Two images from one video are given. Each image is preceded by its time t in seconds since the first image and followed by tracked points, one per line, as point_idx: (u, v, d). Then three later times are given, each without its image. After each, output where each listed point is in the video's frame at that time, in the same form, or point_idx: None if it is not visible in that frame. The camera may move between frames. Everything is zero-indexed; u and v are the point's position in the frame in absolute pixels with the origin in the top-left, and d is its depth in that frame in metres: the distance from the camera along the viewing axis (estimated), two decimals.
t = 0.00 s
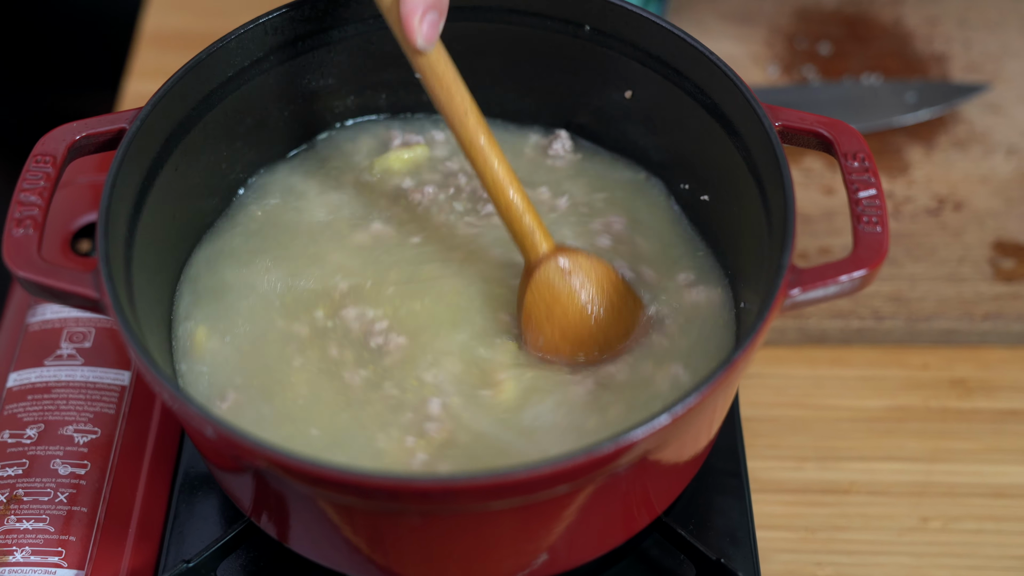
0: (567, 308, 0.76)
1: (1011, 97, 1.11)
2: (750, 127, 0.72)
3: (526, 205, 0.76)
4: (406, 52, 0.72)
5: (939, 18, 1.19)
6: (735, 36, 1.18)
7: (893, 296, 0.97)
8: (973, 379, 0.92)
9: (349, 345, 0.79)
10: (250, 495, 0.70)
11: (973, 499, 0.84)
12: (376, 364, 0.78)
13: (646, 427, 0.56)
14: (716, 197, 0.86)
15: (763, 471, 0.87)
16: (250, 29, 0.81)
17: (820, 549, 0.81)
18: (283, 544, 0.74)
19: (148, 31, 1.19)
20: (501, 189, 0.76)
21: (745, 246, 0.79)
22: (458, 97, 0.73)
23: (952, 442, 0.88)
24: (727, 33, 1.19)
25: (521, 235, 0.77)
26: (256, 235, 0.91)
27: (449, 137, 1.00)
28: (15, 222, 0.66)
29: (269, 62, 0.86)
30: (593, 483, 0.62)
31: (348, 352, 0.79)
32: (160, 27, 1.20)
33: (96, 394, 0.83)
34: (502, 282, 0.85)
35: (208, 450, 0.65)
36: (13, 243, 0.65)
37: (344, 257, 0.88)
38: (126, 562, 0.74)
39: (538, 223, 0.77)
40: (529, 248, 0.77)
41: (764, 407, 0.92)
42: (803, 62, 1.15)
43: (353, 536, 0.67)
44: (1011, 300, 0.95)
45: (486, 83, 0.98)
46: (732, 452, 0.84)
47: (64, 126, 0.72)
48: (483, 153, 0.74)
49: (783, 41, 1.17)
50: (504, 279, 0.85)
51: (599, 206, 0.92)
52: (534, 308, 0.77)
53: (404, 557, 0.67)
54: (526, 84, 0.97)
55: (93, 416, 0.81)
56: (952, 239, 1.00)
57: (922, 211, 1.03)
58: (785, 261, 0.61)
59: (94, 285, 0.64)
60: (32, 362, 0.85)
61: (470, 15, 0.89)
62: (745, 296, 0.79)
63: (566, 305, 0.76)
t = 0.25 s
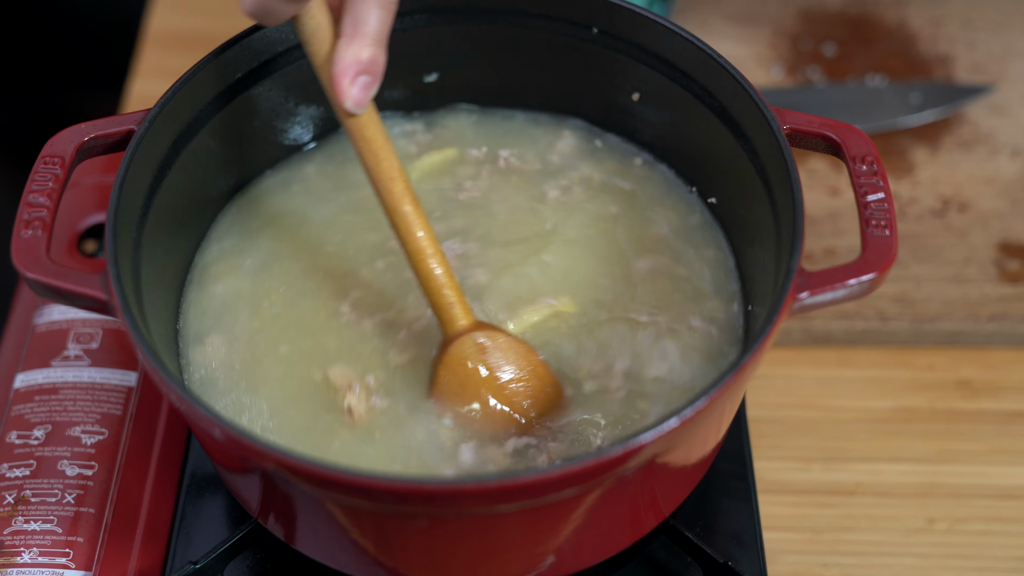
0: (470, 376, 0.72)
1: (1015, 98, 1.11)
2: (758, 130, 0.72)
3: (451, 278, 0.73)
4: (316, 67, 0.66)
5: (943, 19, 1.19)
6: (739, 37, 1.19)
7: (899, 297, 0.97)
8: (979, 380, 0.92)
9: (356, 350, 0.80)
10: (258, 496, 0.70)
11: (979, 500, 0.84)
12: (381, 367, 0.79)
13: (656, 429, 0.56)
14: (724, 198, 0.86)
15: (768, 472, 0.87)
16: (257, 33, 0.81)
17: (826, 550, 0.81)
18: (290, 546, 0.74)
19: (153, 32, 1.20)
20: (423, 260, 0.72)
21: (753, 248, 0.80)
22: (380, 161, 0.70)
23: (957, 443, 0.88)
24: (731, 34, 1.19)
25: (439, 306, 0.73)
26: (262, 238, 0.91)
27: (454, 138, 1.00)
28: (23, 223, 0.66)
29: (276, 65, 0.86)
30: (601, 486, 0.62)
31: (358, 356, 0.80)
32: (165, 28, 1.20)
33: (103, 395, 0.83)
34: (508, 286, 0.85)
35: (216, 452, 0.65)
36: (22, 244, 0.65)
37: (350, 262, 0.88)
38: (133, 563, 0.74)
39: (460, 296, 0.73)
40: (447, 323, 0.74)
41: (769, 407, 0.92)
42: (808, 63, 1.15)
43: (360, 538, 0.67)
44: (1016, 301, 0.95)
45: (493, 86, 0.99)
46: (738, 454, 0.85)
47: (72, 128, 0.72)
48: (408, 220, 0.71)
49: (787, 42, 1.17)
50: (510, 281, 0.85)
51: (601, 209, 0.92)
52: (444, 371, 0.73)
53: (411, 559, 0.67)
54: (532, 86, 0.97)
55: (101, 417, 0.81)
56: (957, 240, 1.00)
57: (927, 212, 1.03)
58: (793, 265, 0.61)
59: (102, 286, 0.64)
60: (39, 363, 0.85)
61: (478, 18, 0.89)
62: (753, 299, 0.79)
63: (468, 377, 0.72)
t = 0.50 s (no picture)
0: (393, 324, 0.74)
1: None
2: (772, 131, 0.72)
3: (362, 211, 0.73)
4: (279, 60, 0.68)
5: (954, 20, 1.19)
6: (749, 38, 1.18)
7: (910, 299, 0.96)
8: (991, 382, 0.92)
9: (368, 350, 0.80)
10: (270, 497, 0.70)
11: (992, 503, 0.84)
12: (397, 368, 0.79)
13: (671, 431, 0.56)
14: (736, 200, 0.86)
15: (780, 474, 0.87)
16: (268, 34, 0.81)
17: (838, 552, 0.81)
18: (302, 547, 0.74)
19: (162, 33, 1.20)
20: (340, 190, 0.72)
21: (766, 250, 0.79)
22: (314, 100, 0.70)
23: (970, 445, 0.88)
24: (741, 35, 1.19)
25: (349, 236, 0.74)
26: (273, 240, 0.91)
27: (465, 139, 1.00)
28: (38, 224, 0.66)
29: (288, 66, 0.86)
30: (615, 488, 0.62)
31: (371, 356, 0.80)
32: (174, 29, 1.20)
33: (115, 395, 0.83)
34: (521, 287, 0.85)
35: (228, 452, 0.65)
36: (36, 245, 0.65)
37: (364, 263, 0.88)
38: (146, 563, 0.74)
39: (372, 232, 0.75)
40: (358, 259, 0.75)
41: (780, 409, 0.91)
42: (818, 64, 1.15)
43: (373, 539, 0.67)
44: None
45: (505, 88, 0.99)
46: (750, 455, 0.84)
47: (86, 128, 0.72)
48: (333, 153, 0.71)
49: (797, 43, 1.17)
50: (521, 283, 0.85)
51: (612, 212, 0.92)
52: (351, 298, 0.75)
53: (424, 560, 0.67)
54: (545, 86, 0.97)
55: (113, 418, 0.81)
56: (968, 242, 1.00)
57: (937, 214, 1.03)
58: (808, 267, 0.61)
59: (116, 286, 0.64)
60: (51, 363, 0.85)
61: (491, 18, 0.89)
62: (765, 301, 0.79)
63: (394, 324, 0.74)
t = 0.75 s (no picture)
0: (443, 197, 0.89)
1: None
2: (783, 130, 0.71)
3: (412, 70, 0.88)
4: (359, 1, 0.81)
5: (962, 21, 1.19)
6: (757, 38, 1.18)
7: (919, 299, 0.96)
8: (1000, 383, 0.92)
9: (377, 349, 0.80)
10: (279, 496, 0.70)
11: (1001, 503, 0.84)
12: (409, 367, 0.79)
13: (683, 431, 0.56)
14: (747, 199, 0.85)
15: (788, 475, 0.87)
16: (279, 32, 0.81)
17: (847, 553, 0.81)
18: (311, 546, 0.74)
19: (170, 33, 1.20)
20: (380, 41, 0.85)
21: (777, 250, 0.79)
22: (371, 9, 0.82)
23: (979, 446, 0.88)
24: (749, 35, 1.19)
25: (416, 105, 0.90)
26: (281, 240, 0.91)
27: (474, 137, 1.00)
28: (48, 223, 0.66)
29: (298, 64, 0.86)
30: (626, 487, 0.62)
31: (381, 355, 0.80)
32: (181, 28, 1.20)
33: (124, 394, 0.83)
34: (530, 286, 0.85)
35: (238, 451, 0.65)
36: (47, 244, 0.65)
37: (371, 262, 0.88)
38: (155, 563, 0.74)
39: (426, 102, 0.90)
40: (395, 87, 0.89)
41: (789, 409, 0.91)
42: (826, 64, 1.15)
43: (382, 539, 0.67)
44: None
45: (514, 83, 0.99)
46: (758, 456, 0.84)
47: (96, 127, 0.72)
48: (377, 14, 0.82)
49: (805, 43, 1.17)
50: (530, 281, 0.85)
51: (621, 213, 0.92)
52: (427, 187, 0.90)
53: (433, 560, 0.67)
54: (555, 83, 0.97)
55: (121, 417, 0.81)
56: (977, 243, 1.00)
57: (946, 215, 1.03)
58: (820, 266, 0.61)
59: (127, 285, 0.64)
60: (60, 363, 0.85)
61: (501, 17, 0.89)
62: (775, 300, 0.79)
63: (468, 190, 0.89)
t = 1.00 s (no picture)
0: (616, 198, 0.87)
1: None
2: (783, 133, 0.72)
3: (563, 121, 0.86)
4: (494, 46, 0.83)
5: (963, 22, 1.19)
6: (758, 39, 1.18)
7: (920, 300, 0.96)
8: (1001, 384, 0.92)
9: (379, 351, 0.80)
10: (281, 498, 0.70)
11: (1003, 505, 0.84)
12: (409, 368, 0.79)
13: (684, 433, 0.56)
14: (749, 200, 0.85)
15: (789, 476, 0.87)
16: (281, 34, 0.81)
17: (848, 554, 0.81)
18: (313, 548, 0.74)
19: (172, 34, 1.20)
20: (535, 101, 0.85)
21: (778, 251, 0.79)
22: (494, 32, 0.82)
23: (980, 447, 0.88)
24: (750, 37, 1.19)
25: (552, 139, 0.87)
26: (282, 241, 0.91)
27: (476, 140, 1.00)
28: (51, 225, 0.66)
29: (301, 66, 0.86)
30: (627, 489, 0.62)
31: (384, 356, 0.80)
32: (183, 29, 1.20)
33: (126, 396, 0.83)
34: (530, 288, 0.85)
35: (240, 453, 0.65)
36: (50, 245, 0.65)
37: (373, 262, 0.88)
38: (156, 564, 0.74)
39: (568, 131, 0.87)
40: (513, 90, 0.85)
41: (790, 411, 0.91)
42: (827, 65, 1.15)
43: (384, 540, 0.67)
44: None
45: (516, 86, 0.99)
46: (760, 457, 0.84)
47: (99, 130, 0.73)
48: (517, 62, 0.82)
49: (806, 44, 1.17)
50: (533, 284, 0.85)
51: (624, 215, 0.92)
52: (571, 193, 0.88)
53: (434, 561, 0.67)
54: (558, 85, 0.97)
55: (123, 418, 0.81)
56: (978, 244, 1.00)
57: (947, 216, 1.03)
58: (821, 268, 0.61)
59: (129, 287, 0.64)
60: (62, 364, 0.85)
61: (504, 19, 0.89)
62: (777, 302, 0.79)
63: (618, 220, 0.87)
